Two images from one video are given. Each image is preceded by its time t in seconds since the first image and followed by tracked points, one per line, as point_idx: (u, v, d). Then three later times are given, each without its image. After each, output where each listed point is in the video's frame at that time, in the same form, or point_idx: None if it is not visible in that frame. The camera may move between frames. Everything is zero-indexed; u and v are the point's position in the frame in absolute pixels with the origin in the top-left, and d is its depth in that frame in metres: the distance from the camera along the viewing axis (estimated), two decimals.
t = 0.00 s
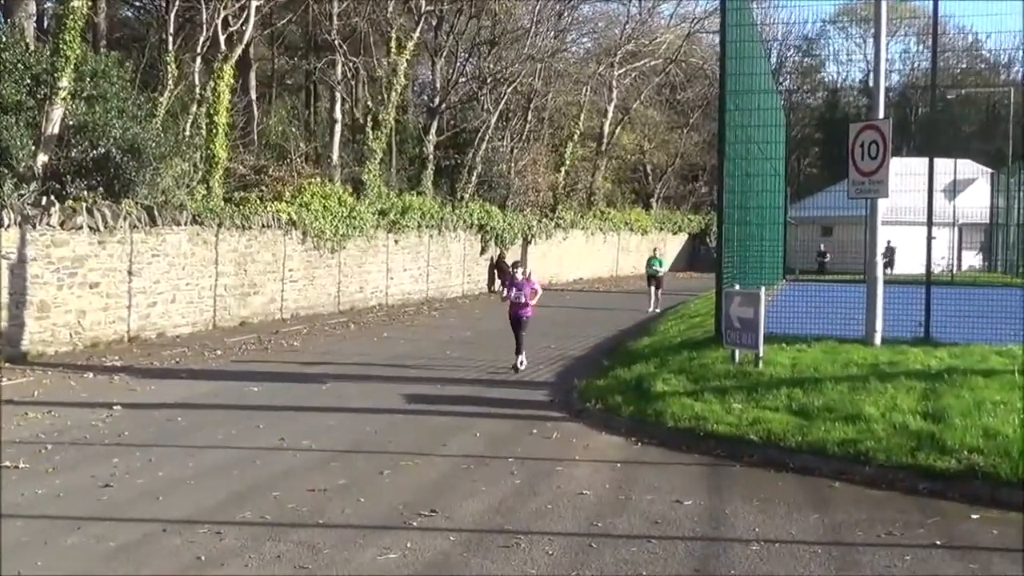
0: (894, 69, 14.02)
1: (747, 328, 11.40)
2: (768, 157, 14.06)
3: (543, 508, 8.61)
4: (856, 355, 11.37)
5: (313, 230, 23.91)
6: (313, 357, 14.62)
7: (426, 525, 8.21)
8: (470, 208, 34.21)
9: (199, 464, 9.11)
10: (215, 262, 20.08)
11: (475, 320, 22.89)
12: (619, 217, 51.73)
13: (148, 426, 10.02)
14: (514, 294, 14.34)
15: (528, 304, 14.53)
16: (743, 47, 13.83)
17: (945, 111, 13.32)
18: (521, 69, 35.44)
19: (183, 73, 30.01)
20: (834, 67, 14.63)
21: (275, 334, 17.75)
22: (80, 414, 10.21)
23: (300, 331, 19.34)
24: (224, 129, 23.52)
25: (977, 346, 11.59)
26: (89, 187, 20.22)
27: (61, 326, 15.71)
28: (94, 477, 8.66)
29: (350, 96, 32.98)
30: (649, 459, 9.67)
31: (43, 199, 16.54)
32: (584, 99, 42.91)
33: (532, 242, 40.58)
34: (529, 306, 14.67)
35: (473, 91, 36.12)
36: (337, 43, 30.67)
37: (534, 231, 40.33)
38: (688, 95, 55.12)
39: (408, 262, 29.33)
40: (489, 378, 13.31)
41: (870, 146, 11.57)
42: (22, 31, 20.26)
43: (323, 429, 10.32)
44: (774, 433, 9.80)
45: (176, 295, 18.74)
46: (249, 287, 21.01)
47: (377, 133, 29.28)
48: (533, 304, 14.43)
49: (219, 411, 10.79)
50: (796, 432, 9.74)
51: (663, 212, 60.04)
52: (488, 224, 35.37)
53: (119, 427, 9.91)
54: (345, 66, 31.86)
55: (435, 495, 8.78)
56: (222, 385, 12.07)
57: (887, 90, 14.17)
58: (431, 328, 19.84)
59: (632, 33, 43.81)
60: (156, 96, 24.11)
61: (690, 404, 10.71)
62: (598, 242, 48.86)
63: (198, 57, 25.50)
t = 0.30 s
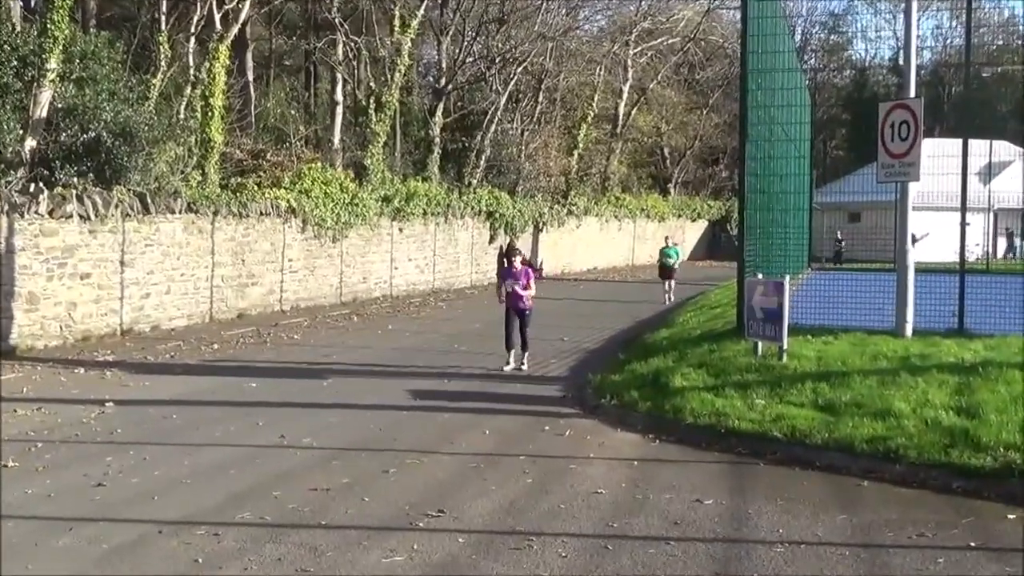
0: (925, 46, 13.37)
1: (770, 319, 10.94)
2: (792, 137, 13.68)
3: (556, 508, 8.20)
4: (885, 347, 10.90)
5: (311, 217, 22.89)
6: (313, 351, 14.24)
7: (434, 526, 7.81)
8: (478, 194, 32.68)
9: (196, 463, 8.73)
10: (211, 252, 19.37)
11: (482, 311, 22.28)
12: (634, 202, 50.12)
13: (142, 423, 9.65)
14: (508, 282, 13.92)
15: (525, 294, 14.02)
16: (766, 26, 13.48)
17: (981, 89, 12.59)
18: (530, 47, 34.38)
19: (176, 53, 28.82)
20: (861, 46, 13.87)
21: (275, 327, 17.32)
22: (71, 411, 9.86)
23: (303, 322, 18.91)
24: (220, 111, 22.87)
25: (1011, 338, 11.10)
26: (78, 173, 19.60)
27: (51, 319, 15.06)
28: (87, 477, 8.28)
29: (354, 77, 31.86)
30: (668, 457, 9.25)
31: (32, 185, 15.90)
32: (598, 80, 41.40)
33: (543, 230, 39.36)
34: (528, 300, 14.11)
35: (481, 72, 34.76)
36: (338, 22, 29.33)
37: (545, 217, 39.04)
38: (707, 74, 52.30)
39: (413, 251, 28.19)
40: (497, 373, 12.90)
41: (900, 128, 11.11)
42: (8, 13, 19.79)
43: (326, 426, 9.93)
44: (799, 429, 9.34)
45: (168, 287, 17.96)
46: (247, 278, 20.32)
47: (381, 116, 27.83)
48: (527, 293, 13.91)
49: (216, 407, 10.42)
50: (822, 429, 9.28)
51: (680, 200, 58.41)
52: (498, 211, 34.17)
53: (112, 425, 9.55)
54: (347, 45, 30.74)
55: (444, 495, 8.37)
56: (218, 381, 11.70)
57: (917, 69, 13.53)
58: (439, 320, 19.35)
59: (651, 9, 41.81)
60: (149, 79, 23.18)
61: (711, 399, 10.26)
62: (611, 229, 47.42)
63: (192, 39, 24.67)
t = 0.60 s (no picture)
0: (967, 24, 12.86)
1: (802, 314, 10.41)
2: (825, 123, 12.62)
3: (574, 514, 7.72)
4: (925, 344, 10.35)
5: (313, 206, 21.12)
6: (318, 348, 13.75)
7: (446, 533, 7.34)
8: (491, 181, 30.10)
9: (196, 465, 8.31)
10: (209, 243, 17.97)
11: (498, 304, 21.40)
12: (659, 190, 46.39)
13: (138, 423, 9.25)
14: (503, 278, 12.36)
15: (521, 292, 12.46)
16: None
17: None
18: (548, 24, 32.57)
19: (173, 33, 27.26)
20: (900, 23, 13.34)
21: (280, 322, 16.74)
22: (63, 410, 9.47)
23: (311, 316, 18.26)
24: (219, 93, 21.46)
25: None
26: (70, 159, 19.12)
27: (42, 313, 14.21)
28: (80, 479, 7.86)
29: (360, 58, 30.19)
30: (692, 460, 8.76)
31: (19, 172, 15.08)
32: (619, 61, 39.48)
33: (562, 219, 35.85)
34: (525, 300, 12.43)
35: (495, 52, 33.07)
36: None
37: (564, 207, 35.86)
38: (734, 54, 50.29)
39: (422, 242, 25.87)
40: (511, 370, 12.38)
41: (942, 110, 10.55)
42: None
43: (332, 428, 9.48)
44: (834, 431, 8.82)
45: (166, 279, 16.82)
46: (248, 270, 18.85)
47: (388, 98, 25.86)
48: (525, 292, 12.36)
49: (216, 407, 10.00)
50: (857, 431, 8.76)
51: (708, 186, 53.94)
52: (513, 201, 31.07)
53: (107, 425, 9.15)
54: (354, 22, 29.16)
55: (456, 500, 7.90)
56: (219, 379, 11.27)
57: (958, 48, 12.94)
58: (454, 314, 18.67)
59: None
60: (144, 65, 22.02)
61: (739, 399, 9.73)
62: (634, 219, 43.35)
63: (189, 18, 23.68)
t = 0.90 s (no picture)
0: None
1: (833, 306, 9.97)
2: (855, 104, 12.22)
3: (591, 516, 7.32)
4: (962, 337, 9.90)
5: (317, 190, 19.98)
6: (322, 341, 13.34)
7: (456, 535, 6.95)
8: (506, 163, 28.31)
9: (193, 463, 7.94)
10: (209, 230, 17.06)
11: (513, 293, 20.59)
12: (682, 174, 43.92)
13: (133, 419, 8.91)
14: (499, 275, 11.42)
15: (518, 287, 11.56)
16: None
17: None
18: None
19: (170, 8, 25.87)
20: None
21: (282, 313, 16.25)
22: (55, 405, 9.15)
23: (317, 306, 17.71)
24: (218, 72, 20.19)
25: None
26: (63, 142, 18.18)
27: (33, 303, 13.40)
28: (73, 477, 7.50)
29: (366, 36, 28.72)
30: (714, 459, 8.34)
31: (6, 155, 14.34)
32: (641, 39, 37.74)
33: (577, 205, 33.28)
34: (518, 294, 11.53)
35: (509, 28, 31.56)
36: None
37: (582, 192, 33.41)
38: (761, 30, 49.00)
39: (432, 229, 24.42)
40: (524, 365, 11.97)
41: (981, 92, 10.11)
42: None
43: (338, 425, 9.11)
44: (865, 429, 8.38)
45: (163, 268, 15.94)
46: (248, 259, 17.90)
47: (396, 78, 24.12)
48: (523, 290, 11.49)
49: (216, 401, 9.65)
50: (891, 429, 8.32)
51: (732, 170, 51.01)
52: (527, 185, 29.00)
53: (101, 420, 8.81)
54: None
55: (467, 500, 7.50)
56: (219, 373, 10.91)
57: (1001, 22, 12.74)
58: (466, 304, 18.11)
59: None
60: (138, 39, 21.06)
61: (765, 395, 9.28)
62: (656, 205, 40.92)
63: None
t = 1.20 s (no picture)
0: None
1: (868, 298, 9.49)
2: (892, 82, 11.30)
3: (610, 519, 6.89)
4: (1005, 333, 9.45)
5: (320, 173, 19.06)
6: (327, 333, 12.92)
7: (467, 539, 6.53)
8: (522, 145, 27.27)
9: (190, 463, 7.55)
10: (207, 215, 16.40)
11: (527, 281, 19.88)
12: (707, 155, 40.78)
13: (128, 416, 8.53)
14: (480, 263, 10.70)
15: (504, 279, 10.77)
16: None
17: None
18: None
19: None
20: None
21: (284, 304, 15.77)
22: (45, 401, 8.78)
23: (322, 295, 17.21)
24: (215, 49, 19.69)
25: None
26: (53, 123, 17.41)
27: (20, 293, 12.98)
28: (63, 477, 7.12)
29: (375, 12, 27.57)
30: (740, 459, 7.90)
31: None
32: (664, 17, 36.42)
33: (597, 189, 31.97)
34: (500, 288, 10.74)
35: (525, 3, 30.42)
36: None
37: (600, 175, 31.79)
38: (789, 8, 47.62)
39: (443, 215, 23.36)
40: (538, 360, 11.53)
41: None
42: None
43: (344, 423, 8.69)
44: (902, 428, 7.91)
45: (158, 256, 15.32)
46: (248, 247, 17.17)
47: (404, 55, 23.27)
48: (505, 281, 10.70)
49: (216, 398, 9.26)
50: (930, 428, 7.86)
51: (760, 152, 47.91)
52: (544, 168, 27.96)
53: (95, 417, 8.43)
54: None
55: (478, 503, 7.08)
56: (219, 368, 10.52)
57: None
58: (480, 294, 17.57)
59: None
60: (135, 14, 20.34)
61: (796, 391, 8.81)
62: (679, 189, 38.46)
63: None
